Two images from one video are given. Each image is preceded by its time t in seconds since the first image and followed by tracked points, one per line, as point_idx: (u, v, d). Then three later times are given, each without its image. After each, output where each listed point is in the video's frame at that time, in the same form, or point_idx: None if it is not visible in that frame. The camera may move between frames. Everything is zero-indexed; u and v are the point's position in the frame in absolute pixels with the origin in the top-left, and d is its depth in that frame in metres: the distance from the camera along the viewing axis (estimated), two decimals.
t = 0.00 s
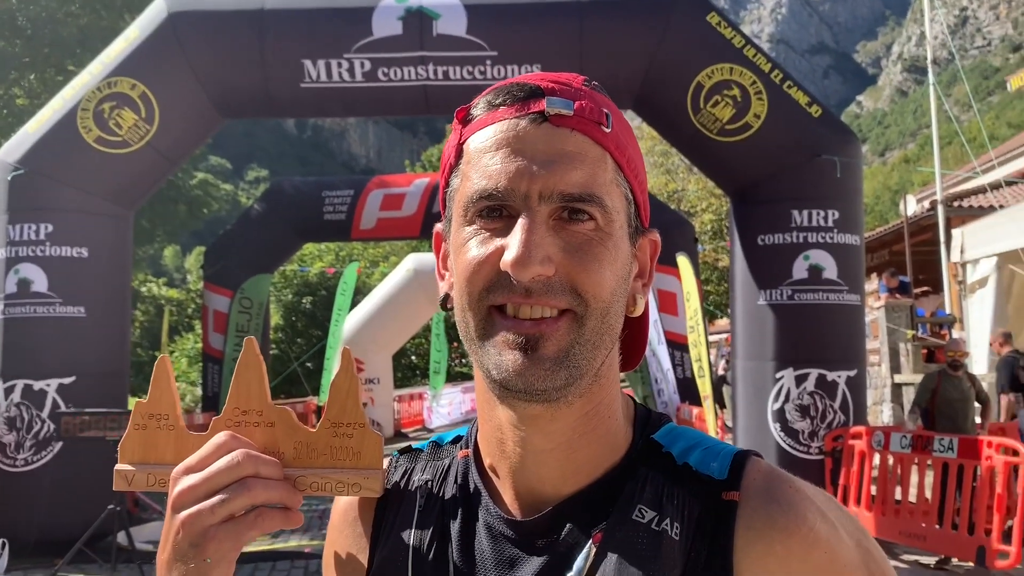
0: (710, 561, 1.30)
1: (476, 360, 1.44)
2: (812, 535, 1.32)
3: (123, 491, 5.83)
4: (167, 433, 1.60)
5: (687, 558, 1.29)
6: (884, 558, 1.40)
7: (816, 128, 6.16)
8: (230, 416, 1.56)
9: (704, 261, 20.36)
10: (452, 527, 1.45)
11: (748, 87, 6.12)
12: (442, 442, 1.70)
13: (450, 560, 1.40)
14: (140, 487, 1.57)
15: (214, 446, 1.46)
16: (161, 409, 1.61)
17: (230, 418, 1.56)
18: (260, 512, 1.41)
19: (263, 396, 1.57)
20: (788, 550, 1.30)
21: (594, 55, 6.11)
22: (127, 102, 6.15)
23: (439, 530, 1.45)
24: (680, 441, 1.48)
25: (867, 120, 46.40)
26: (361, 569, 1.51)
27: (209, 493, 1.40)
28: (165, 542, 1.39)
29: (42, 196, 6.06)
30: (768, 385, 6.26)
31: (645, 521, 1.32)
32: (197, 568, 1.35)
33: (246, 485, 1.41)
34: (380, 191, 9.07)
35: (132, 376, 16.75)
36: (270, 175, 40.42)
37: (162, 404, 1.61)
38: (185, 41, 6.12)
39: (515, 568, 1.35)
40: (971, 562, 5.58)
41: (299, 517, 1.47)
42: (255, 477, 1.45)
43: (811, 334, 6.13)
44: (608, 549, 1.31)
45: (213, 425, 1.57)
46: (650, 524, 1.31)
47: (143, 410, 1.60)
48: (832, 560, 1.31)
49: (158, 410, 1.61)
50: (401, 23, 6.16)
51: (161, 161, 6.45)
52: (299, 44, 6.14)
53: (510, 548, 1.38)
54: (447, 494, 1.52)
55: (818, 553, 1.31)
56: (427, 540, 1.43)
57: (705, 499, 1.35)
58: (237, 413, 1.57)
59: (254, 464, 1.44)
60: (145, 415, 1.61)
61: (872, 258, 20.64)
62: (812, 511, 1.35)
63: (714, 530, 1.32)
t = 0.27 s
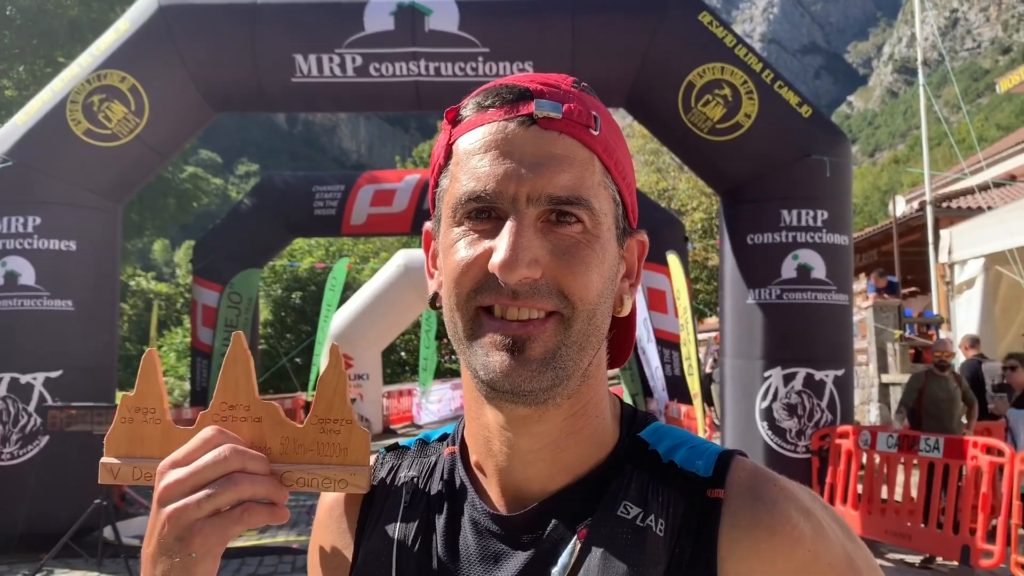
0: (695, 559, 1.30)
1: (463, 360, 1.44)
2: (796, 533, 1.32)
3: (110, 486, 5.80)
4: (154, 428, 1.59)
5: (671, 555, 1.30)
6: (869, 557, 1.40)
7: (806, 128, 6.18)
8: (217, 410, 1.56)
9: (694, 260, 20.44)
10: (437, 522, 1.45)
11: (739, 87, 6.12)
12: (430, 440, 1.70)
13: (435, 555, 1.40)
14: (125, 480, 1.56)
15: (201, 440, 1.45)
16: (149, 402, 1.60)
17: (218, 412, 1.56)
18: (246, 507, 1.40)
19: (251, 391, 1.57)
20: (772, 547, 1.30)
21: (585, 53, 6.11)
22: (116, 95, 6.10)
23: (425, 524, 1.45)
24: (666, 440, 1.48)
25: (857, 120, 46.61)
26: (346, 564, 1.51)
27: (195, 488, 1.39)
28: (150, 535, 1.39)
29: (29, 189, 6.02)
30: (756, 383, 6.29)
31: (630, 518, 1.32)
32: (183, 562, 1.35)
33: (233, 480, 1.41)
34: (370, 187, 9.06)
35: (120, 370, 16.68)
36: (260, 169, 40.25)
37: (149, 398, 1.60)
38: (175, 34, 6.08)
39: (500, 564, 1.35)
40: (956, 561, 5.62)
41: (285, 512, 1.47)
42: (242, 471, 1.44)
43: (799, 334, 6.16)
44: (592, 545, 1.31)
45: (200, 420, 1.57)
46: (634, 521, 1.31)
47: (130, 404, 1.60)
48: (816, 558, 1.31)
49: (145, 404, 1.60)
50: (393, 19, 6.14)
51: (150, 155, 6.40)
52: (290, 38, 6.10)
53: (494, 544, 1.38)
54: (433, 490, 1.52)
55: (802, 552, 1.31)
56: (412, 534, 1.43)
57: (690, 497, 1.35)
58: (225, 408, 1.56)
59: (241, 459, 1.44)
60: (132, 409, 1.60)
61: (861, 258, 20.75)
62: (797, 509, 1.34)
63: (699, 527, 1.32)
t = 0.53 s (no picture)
0: (696, 553, 1.29)
1: (464, 354, 1.43)
2: (798, 530, 1.31)
3: (104, 479, 5.78)
4: (152, 417, 1.58)
5: (671, 549, 1.29)
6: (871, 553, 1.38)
7: (805, 128, 6.18)
8: (217, 401, 1.54)
9: (691, 259, 20.47)
10: (436, 514, 1.44)
11: (738, 86, 6.12)
12: (429, 434, 1.69)
13: (433, 547, 1.39)
14: (123, 470, 1.54)
15: (200, 430, 1.44)
16: (147, 392, 1.58)
17: (217, 403, 1.55)
18: (245, 498, 1.39)
19: (251, 382, 1.56)
20: (773, 543, 1.29)
21: (584, 50, 6.09)
22: (113, 87, 6.06)
23: (424, 516, 1.44)
24: (667, 435, 1.47)
25: (855, 120, 46.69)
26: (343, 556, 1.50)
27: (194, 478, 1.38)
28: (148, 524, 1.37)
29: (24, 181, 5.98)
30: (752, 382, 6.29)
31: (630, 511, 1.31)
32: (180, 552, 1.34)
33: (232, 470, 1.40)
34: (367, 182, 9.06)
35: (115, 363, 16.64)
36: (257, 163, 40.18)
37: (149, 387, 1.59)
38: (173, 26, 6.05)
39: (498, 556, 1.34)
40: (950, 562, 5.64)
41: (284, 504, 1.46)
42: (241, 462, 1.43)
43: (796, 334, 6.17)
44: (592, 535, 1.30)
45: (199, 410, 1.55)
46: (634, 515, 1.31)
47: (129, 392, 1.58)
48: (816, 554, 1.30)
49: (144, 393, 1.59)
50: (392, 14, 6.12)
51: (146, 147, 6.37)
52: (288, 32, 6.08)
53: (493, 536, 1.37)
54: (432, 482, 1.51)
55: (803, 549, 1.30)
56: (411, 526, 1.43)
57: (691, 491, 1.34)
58: (224, 398, 1.55)
59: (240, 449, 1.43)
60: (131, 399, 1.58)
61: (858, 259, 20.80)
62: (799, 506, 1.33)
63: (699, 522, 1.32)
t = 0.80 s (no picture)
0: (706, 554, 1.31)
1: (478, 359, 1.45)
2: (807, 531, 1.33)
3: (108, 476, 5.81)
4: (169, 420, 1.60)
5: (682, 550, 1.31)
6: (877, 552, 1.41)
7: (807, 128, 6.19)
8: (233, 403, 1.56)
9: (693, 258, 20.50)
10: (448, 514, 1.46)
11: (741, 86, 6.13)
12: (441, 434, 1.71)
13: (446, 547, 1.41)
14: (141, 472, 1.56)
15: (218, 433, 1.46)
16: (164, 395, 1.61)
17: (234, 406, 1.57)
18: (263, 499, 1.41)
19: (266, 385, 1.58)
20: (781, 544, 1.31)
21: (588, 50, 6.11)
22: (117, 86, 6.08)
23: (437, 516, 1.46)
24: (677, 438, 1.49)
25: (857, 120, 46.70)
26: (358, 556, 1.53)
27: (212, 480, 1.40)
28: (167, 525, 1.39)
29: (29, 179, 6.00)
30: (754, 382, 6.32)
31: (641, 513, 1.34)
32: (200, 553, 1.36)
33: (249, 472, 1.42)
34: (370, 181, 9.08)
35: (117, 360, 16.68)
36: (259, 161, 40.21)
37: (165, 389, 1.61)
38: (177, 25, 6.07)
39: (511, 556, 1.36)
40: (950, 562, 5.66)
41: (300, 504, 1.48)
42: (259, 464, 1.45)
43: (798, 334, 6.19)
44: (604, 536, 1.33)
45: (216, 413, 1.57)
46: (645, 516, 1.33)
47: (146, 396, 1.60)
48: (825, 555, 1.32)
49: (161, 396, 1.61)
50: (396, 14, 6.13)
51: (150, 146, 6.39)
52: (292, 31, 6.09)
53: (506, 537, 1.39)
54: (445, 483, 1.53)
55: (811, 550, 1.32)
56: (424, 525, 1.45)
57: (701, 492, 1.37)
58: (240, 401, 1.57)
59: (258, 451, 1.45)
60: (148, 401, 1.60)
61: (860, 259, 20.83)
62: (808, 508, 1.35)
63: (709, 523, 1.34)
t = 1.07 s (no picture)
0: (697, 569, 1.30)
1: (467, 373, 1.45)
2: (797, 546, 1.32)
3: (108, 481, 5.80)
4: (160, 432, 1.59)
5: (672, 566, 1.30)
6: (868, 565, 1.40)
7: (807, 130, 6.18)
8: (223, 416, 1.56)
9: (694, 259, 20.49)
10: (439, 528, 1.46)
11: (740, 88, 6.12)
12: (433, 446, 1.70)
13: (436, 561, 1.41)
14: (133, 484, 1.56)
15: (207, 445, 1.46)
16: (155, 407, 1.60)
17: (224, 417, 1.56)
18: (253, 512, 1.41)
19: (256, 397, 1.57)
20: (772, 560, 1.30)
21: (587, 53, 6.10)
22: (117, 90, 6.09)
23: (428, 530, 1.46)
24: (668, 451, 1.48)
25: (858, 121, 46.65)
26: (349, 569, 1.52)
27: (202, 493, 1.39)
28: (157, 539, 1.39)
29: (29, 184, 6.01)
30: (755, 384, 6.30)
31: (631, 529, 1.33)
32: (189, 566, 1.35)
33: (239, 485, 1.41)
34: (370, 185, 9.06)
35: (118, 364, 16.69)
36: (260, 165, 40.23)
37: (156, 400, 1.60)
38: (177, 30, 6.07)
39: (502, 571, 1.35)
40: (953, 564, 5.64)
41: (290, 517, 1.47)
42: (249, 477, 1.45)
43: (798, 336, 6.17)
44: (594, 552, 1.32)
45: (206, 425, 1.57)
46: (635, 532, 1.33)
47: (137, 407, 1.60)
48: (815, 570, 1.32)
49: (152, 407, 1.60)
50: (395, 17, 6.12)
51: (150, 150, 6.39)
52: (291, 36, 6.09)
53: (497, 552, 1.38)
54: (436, 496, 1.52)
55: (801, 565, 1.31)
56: (415, 539, 1.44)
57: (692, 507, 1.36)
58: (230, 413, 1.56)
59: (248, 464, 1.44)
60: (139, 413, 1.60)
61: (861, 260, 20.81)
62: (799, 523, 1.35)
63: (699, 538, 1.33)
